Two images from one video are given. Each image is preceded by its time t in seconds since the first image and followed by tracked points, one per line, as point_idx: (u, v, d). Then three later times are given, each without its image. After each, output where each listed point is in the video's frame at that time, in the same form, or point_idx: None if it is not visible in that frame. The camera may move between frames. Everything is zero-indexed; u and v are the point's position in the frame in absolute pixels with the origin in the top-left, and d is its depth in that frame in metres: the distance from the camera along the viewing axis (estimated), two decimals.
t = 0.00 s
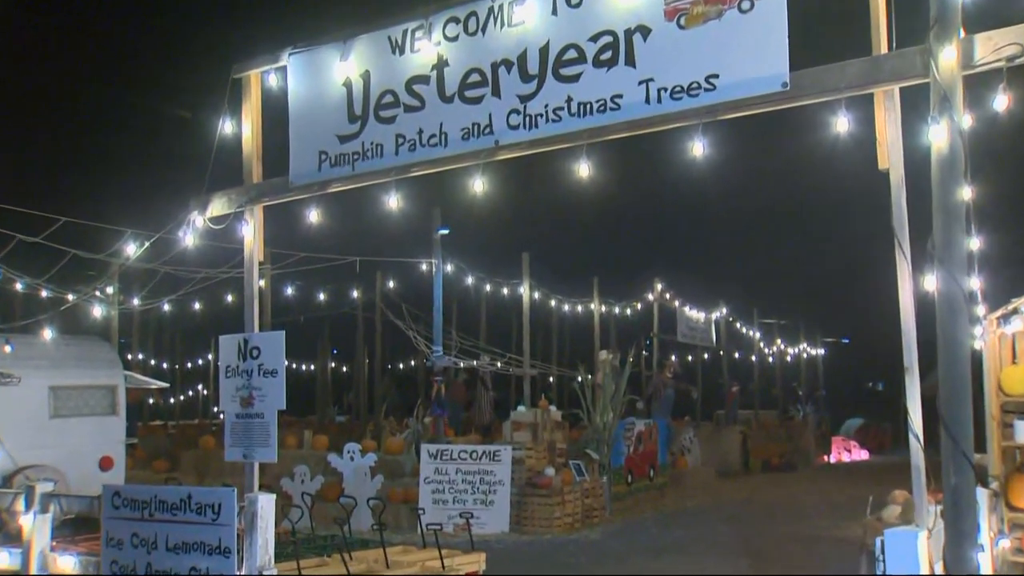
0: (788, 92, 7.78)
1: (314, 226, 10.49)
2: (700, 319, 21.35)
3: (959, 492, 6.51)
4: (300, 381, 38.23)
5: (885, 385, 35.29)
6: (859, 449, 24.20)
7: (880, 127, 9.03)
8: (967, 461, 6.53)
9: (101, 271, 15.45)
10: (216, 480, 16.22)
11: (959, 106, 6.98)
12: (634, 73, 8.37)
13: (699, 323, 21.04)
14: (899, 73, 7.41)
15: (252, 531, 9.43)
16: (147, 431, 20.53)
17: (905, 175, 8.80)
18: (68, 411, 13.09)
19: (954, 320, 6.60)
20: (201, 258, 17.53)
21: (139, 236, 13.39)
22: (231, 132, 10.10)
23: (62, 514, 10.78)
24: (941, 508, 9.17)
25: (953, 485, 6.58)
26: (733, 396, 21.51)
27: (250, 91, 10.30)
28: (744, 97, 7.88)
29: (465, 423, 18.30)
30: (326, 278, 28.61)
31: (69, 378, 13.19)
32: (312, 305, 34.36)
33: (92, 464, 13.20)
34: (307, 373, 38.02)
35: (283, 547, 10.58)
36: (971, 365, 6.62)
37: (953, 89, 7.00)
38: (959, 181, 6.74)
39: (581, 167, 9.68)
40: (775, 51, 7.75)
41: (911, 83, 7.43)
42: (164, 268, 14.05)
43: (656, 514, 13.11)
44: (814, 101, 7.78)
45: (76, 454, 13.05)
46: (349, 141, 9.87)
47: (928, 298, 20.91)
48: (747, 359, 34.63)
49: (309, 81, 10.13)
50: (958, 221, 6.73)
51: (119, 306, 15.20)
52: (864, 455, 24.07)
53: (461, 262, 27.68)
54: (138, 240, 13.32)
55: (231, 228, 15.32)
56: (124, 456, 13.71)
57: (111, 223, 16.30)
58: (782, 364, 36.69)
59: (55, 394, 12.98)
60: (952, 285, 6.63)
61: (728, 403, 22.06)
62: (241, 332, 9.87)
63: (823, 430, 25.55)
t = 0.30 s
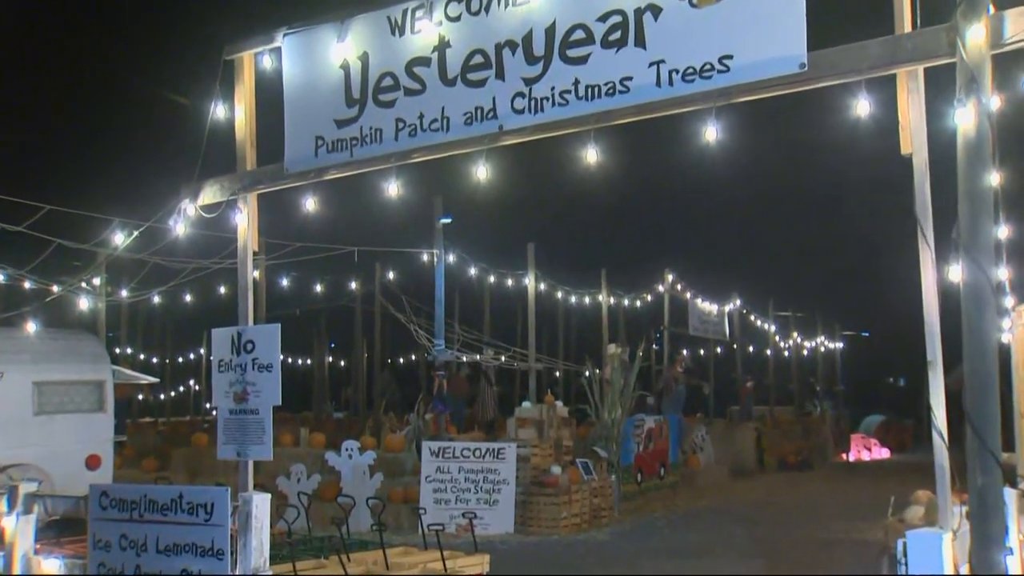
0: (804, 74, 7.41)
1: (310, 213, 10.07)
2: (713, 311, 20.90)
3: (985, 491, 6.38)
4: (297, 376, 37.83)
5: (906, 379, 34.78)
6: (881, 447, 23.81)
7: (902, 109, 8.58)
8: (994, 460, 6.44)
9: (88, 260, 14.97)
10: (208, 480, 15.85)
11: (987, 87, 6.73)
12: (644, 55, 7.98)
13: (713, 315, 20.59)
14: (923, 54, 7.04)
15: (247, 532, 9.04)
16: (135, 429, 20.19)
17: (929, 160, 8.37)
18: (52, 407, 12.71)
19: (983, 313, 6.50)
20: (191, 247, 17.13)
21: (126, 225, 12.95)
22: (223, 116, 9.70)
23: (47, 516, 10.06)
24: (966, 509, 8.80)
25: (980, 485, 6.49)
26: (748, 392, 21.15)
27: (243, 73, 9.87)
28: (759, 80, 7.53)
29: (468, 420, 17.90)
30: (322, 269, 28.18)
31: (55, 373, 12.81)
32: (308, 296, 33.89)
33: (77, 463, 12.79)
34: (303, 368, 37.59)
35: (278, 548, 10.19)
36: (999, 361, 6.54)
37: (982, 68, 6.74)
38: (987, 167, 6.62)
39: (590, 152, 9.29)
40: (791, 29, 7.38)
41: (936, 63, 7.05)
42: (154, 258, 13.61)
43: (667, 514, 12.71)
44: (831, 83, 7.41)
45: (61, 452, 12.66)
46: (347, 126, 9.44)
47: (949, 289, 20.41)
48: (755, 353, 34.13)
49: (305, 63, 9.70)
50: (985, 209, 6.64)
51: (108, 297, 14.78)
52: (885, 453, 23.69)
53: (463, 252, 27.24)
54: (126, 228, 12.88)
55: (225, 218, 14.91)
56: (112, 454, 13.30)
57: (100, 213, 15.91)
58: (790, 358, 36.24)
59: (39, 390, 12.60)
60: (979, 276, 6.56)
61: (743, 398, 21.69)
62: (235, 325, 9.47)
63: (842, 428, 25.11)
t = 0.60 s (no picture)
0: (820, 49, 7.10)
1: (307, 195, 9.72)
2: (724, 296, 20.51)
3: (1010, 482, 6.17)
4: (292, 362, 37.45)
5: (923, 366, 34.46)
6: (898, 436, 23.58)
7: (923, 85, 8.22)
8: (1017, 450, 6.16)
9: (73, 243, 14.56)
10: (201, 471, 15.52)
11: (1012, 61, 6.41)
12: (653, 29, 7.65)
13: (723, 301, 20.22)
14: (945, 27, 6.67)
15: (242, 524, 8.71)
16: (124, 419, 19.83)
17: (950, 138, 7.99)
18: (39, 397, 11.84)
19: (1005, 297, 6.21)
20: (181, 230, 16.75)
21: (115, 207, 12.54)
22: (216, 94, 9.33)
23: (35, 510, 9.64)
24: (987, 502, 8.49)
25: (1003, 475, 6.22)
26: (761, 379, 20.94)
27: (237, 49, 9.46)
28: (774, 54, 7.22)
29: (471, 408, 17.59)
30: (320, 253, 27.77)
31: (40, 361, 11.87)
32: (305, 281, 33.47)
33: (64, 455, 11.99)
34: (299, 354, 37.19)
35: (274, 541, 9.90)
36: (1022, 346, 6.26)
37: (1006, 42, 6.42)
38: (1011, 143, 6.33)
39: (595, 132, 8.95)
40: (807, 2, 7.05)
41: (958, 36, 6.69)
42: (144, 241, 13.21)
43: (675, 506, 12.43)
44: (847, 58, 7.10)
45: (47, 445, 11.80)
46: (344, 104, 9.08)
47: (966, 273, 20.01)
48: (761, 340, 33.75)
49: (300, 38, 9.31)
50: (1008, 186, 6.32)
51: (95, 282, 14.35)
52: (901, 443, 23.46)
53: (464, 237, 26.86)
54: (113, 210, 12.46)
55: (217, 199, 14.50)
56: (100, 444, 12.48)
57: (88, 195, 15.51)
58: (796, 345, 35.89)
59: (23, 379, 11.69)
60: (1003, 257, 6.24)
61: (756, 385, 21.43)
62: (229, 311, 9.14)
63: (858, 417, 24.77)
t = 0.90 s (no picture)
0: (831, 22, 6.83)
1: (299, 174, 9.38)
2: (733, 279, 20.17)
3: None
4: (287, 347, 37.16)
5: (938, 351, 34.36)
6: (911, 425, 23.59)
7: (940, 58, 7.91)
8: None
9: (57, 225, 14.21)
10: (192, 460, 15.25)
11: None
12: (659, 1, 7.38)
13: (731, 284, 19.89)
14: None
15: (234, 515, 8.31)
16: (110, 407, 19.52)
17: (969, 113, 7.68)
18: (22, 383, 11.51)
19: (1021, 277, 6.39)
20: (167, 207, 16.45)
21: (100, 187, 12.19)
22: (204, 69, 8.95)
23: (19, 500, 10.02)
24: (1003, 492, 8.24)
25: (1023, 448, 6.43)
26: (770, 365, 20.85)
27: (226, 20, 8.96)
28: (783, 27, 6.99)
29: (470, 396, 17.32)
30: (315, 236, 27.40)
31: (23, 346, 11.57)
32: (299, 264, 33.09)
33: (48, 443, 11.60)
34: (295, 339, 36.88)
35: (267, 533, 9.65)
36: None
37: None
38: None
39: (598, 109, 8.67)
40: None
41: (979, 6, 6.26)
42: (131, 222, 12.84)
43: (680, 495, 12.19)
44: (859, 32, 6.79)
45: (31, 432, 11.44)
46: (338, 80, 8.73)
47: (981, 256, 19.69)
48: (764, 324, 33.41)
49: (292, 10, 8.95)
50: None
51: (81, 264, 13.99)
52: (914, 431, 23.47)
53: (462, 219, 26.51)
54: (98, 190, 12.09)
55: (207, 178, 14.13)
56: (87, 434, 12.08)
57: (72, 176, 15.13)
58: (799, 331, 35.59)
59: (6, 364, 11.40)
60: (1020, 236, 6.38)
61: (766, 370, 21.29)
62: (219, 294, 8.83)
63: (869, 403, 24.55)
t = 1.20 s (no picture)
0: None
1: (291, 155, 9.07)
2: (739, 263, 19.88)
3: None
4: (281, 333, 36.85)
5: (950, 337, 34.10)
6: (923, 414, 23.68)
7: (956, 34, 7.63)
8: None
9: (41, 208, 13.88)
10: (183, 450, 14.99)
11: None
12: None
13: (737, 269, 19.60)
14: None
15: (224, 507, 8.07)
16: (96, 397, 19.20)
17: (985, 92, 7.41)
18: (4, 370, 11.26)
19: None
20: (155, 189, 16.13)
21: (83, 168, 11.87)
22: (193, 45, 8.63)
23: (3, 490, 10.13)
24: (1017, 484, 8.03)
25: None
26: (777, 353, 20.72)
27: None
28: None
29: (468, 384, 17.08)
30: (307, 219, 27.04)
31: (2, 332, 11.30)
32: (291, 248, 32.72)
33: (31, 432, 11.29)
34: (289, 325, 36.59)
35: (259, 525, 9.43)
36: None
37: None
38: None
39: (601, 88, 8.41)
40: None
41: None
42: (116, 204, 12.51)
43: (685, 486, 11.98)
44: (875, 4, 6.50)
45: (12, 421, 11.18)
46: (332, 57, 8.42)
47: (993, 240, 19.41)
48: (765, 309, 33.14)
49: None
50: None
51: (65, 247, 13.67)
52: (926, 420, 23.54)
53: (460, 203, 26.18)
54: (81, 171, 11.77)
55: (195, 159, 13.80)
56: (73, 424, 11.75)
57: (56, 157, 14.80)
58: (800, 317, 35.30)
59: None
60: None
61: (773, 359, 21.07)
62: (209, 280, 8.55)
63: (879, 392, 24.33)
